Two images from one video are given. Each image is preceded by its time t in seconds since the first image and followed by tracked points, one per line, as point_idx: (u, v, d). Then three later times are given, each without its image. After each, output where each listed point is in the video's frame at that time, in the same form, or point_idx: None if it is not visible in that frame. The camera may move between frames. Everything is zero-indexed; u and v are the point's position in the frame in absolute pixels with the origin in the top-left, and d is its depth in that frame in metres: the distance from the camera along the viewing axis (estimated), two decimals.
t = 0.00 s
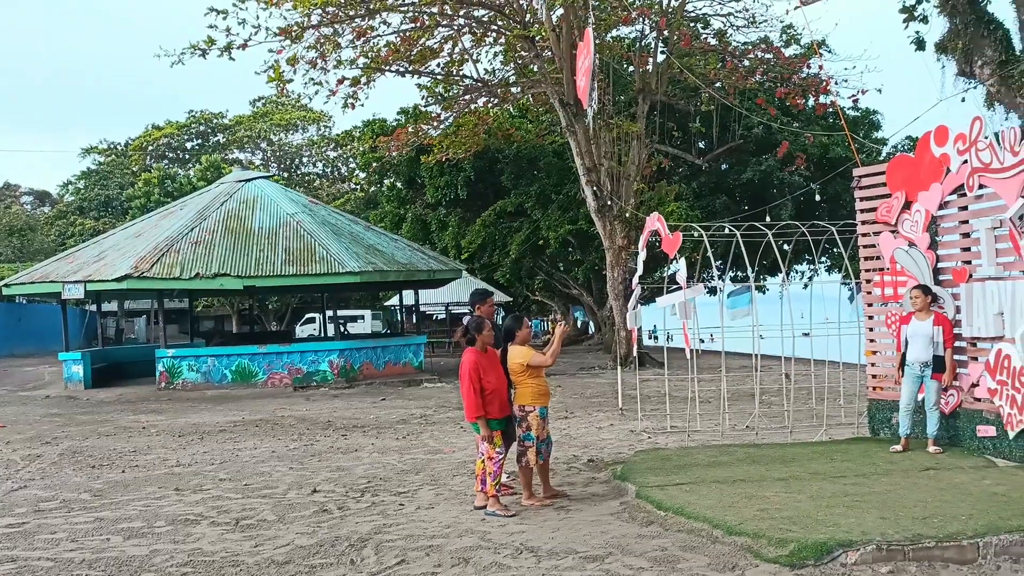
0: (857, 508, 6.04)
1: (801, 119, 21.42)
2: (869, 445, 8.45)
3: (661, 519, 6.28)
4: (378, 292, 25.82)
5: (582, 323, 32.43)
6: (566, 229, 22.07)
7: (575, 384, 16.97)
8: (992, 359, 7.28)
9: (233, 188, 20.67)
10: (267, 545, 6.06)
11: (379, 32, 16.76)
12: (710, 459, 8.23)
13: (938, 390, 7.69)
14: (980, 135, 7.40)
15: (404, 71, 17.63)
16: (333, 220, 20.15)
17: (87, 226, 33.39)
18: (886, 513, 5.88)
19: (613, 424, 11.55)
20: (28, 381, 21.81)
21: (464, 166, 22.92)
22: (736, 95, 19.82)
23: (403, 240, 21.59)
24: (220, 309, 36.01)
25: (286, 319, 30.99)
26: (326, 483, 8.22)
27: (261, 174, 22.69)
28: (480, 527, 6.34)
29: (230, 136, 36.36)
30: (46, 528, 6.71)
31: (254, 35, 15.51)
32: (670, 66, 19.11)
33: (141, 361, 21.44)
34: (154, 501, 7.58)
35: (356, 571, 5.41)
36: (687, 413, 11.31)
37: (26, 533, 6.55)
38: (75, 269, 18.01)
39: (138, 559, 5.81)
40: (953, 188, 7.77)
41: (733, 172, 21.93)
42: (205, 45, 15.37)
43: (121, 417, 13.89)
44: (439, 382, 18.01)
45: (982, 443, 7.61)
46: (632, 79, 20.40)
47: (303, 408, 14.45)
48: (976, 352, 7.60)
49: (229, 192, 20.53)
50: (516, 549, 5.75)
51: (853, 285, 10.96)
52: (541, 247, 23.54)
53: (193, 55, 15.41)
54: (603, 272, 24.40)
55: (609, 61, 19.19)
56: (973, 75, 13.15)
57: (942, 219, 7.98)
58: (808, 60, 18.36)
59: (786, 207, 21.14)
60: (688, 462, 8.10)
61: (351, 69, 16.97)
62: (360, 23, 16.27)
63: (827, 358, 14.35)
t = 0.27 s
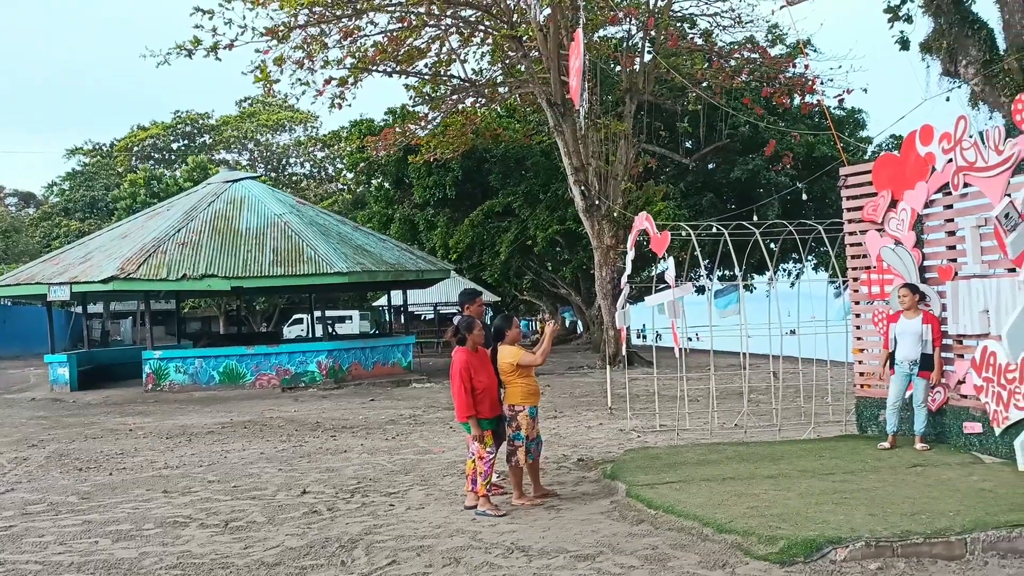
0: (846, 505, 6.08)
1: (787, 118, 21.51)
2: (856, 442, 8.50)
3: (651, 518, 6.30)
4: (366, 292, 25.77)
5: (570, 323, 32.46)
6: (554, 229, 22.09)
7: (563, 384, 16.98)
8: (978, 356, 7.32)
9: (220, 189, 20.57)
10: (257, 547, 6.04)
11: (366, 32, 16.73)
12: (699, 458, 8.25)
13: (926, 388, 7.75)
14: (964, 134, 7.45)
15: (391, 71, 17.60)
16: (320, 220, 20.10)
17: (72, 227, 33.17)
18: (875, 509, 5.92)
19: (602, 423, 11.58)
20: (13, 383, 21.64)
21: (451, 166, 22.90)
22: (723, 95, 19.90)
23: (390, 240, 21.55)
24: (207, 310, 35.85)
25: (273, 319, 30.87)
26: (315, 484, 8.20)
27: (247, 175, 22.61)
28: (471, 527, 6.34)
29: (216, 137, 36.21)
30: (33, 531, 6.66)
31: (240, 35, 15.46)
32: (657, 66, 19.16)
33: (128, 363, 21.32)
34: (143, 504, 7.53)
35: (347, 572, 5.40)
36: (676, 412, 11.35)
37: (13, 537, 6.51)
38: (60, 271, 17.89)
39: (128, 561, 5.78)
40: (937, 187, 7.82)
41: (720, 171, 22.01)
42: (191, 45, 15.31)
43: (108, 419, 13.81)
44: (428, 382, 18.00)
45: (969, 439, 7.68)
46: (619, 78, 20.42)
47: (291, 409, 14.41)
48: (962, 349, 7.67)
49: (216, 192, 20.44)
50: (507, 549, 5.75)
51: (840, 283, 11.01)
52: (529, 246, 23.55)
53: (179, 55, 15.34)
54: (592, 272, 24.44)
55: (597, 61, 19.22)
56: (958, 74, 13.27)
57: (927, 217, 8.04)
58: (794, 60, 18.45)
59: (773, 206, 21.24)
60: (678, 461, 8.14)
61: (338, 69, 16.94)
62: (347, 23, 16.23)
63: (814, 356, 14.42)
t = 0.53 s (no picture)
0: (835, 502, 6.11)
1: (773, 118, 21.60)
2: (844, 440, 8.55)
3: (641, 517, 6.32)
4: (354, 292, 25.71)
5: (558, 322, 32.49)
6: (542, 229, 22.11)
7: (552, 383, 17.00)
8: (964, 353, 7.37)
9: (207, 190, 20.48)
10: (247, 548, 6.02)
11: (353, 32, 16.70)
12: (688, 456, 8.28)
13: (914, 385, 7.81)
14: (950, 134, 7.51)
15: (378, 71, 17.56)
16: (308, 220, 20.05)
17: (57, 228, 32.94)
18: (863, 506, 5.96)
19: (592, 422, 11.60)
20: None
21: (439, 166, 22.89)
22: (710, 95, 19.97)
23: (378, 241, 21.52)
24: (194, 312, 35.70)
25: (261, 320, 30.77)
26: (304, 485, 8.18)
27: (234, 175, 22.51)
28: (462, 527, 6.34)
29: (203, 137, 36.04)
30: (21, 534, 6.62)
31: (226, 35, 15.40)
32: (645, 66, 19.21)
33: (114, 365, 21.20)
34: (131, 506, 7.50)
35: (338, 573, 5.39)
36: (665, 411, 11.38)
37: (0, 540, 6.47)
38: (46, 272, 17.76)
39: (117, 563, 5.75)
40: (923, 186, 7.89)
41: (707, 170, 22.09)
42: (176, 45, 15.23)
43: (94, 421, 13.72)
44: (416, 382, 17.98)
45: (955, 436, 7.74)
46: (606, 78, 20.45)
47: (279, 410, 14.37)
48: (948, 347, 7.74)
49: (203, 193, 20.35)
50: (497, 548, 5.76)
51: (827, 282, 11.07)
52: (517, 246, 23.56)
53: (165, 55, 15.27)
54: (580, 272, 24.47)
55: (584, 61, 19.24)
56: (942, 74, 13.37)
57: (913, 216, 8.10)
58: (780, 60, 18.53)
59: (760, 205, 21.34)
60: (667, 459, 8.16)
61: (325, 69, 16.90)
62: (333, 22, 16.19)
63: (802, 354, 14.49)
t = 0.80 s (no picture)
0: (832, 501, 6.12)
1: (769, 117, 21.63)
2: (841, 439, 8.57)
3: (639, 516, 6.33)
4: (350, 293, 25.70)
5: (554, 322, 32.51)
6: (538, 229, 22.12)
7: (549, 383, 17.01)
8: (960, 352, 7.39)
9: (203, 190, 20.45)
10: (245, 549, 6.01)
11: (349, 32, 16.69)
12: (685, 456, 8.29)
13: (913, 384, 7.83)
14: (946, 133, 7.52)
15: (374, 71, 17.55)
16: (304, 221, 20.03)
17: (52, 229, 32.87)
18: (860, 505, 5.97)
19: (589, 422, 11.61)
20: None
21: (435, 166, 22.89)
22: (706, 95, 19.99)
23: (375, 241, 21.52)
24: (189, 312, 35.65)
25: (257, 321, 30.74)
26: (302, 485, 8.17)
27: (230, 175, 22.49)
28: (460, 527, 6.34)
29: (198, 137, 36.00)
30: (18, 535, 6.60)
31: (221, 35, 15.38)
32: (640, 66, 19.23)
33: (110, 366, 21.15)
34: (128, 506, 7.48)
35: (336, 573, 5.39)
36: (662, 410, 11.40)
37: None
38: (41, 273, 17.73)
39: (115, 564, 5.74)
40: (920, 186, 7.91)
41: (703, 170, 22.12)
42: (172, 45, 15.22)
43: (90, 422, 13.69)
44: (413, 383, 17.98)
45: (952, 436, 7.76)
46: (602, 79, 20.45)
47: (276, 411, 14.35)
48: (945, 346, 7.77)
49: (199, 193, 20.31)
50: (496, 547, 5.76)
51: (824, 281, 11.09)
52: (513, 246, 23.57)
53: (160, 55, 15.25)
54: (576, 272, 24.48)
55: (580, 61, 19.25)
56: (938, 74, 13.41)
57: (909, 216, 8.12)
58: (776, 60, 18.57)
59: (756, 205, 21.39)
60: (664, 459, 8.17)
61: (321, 69, 16.89)
62: (329, 22, 16.18)
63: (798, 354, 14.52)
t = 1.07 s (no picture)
0: (841, 500, 6.12)
1: (775, 116, 21.60)
2: (849, 438, 8.56)
3: (647, 515, 6.34)
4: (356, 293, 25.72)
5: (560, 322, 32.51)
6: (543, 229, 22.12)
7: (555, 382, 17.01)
8: (969, 351, 7.46)
9: (209, 190, 20.49)
10: (254, 548, 6.03)
11: (355, 32, 16.69)
12: (693, 455, 8.29)
13: (922, 383, 7.81)
14: (955, 132, 7.51)
15: (380, 71, 17.56)
16: (310, 221, 20.06)
17: (59, 229, 32.96)
18: (869, 505, 5.96)
19: (595, 421, 11.61)
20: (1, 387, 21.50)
21: (441, 166, 22.89)
22: (711, 94, 19.96)
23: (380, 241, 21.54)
24: (195, 312, 35.73)
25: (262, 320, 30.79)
26: (310, 484, 8.19)
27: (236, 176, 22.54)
28: (468, 526, 6.35)
29: (204, 138, 36.07)
30: (28, 534, 6.63)
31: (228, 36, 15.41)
32: (646, 65, 19.21)
33: (117, 366, 21.21)
34: (137, 506, 7.51)
35: (346, 572, 5.40)
36: (668, 410, 11.40)
37: (8, 540, 6.47)
38: (49, 273, 17.79)
39: (125, 563, 5.76)
40: (928, 184, 7.90)
41: (709, 169, 22.11)
42: (179, 46, 15.26)
43: (98, 422, 13.73)
44: (419, 382, 18.00)
45: (960, 435, 7.75)
46: (607, 78, 20.43)
47: (282, 411, 14.37)
48: (953, 346, 7.76)
49: (206, 193, 20.36)
50: (504, 546, 5.77)
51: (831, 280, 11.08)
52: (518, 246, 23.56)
53: (167, 56, 15.29)
54: (581, 271, 24.48)
55: (585, 61, 19.23)
56: (946, 72, 13.37)
57: (917, 214, 8.11)
58: (782, 59, 18.54)
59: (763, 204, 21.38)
60: (671, 458, 8.18)
61: (326, 69, 16.90)
62: (335, 23, 16.19)
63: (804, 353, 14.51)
